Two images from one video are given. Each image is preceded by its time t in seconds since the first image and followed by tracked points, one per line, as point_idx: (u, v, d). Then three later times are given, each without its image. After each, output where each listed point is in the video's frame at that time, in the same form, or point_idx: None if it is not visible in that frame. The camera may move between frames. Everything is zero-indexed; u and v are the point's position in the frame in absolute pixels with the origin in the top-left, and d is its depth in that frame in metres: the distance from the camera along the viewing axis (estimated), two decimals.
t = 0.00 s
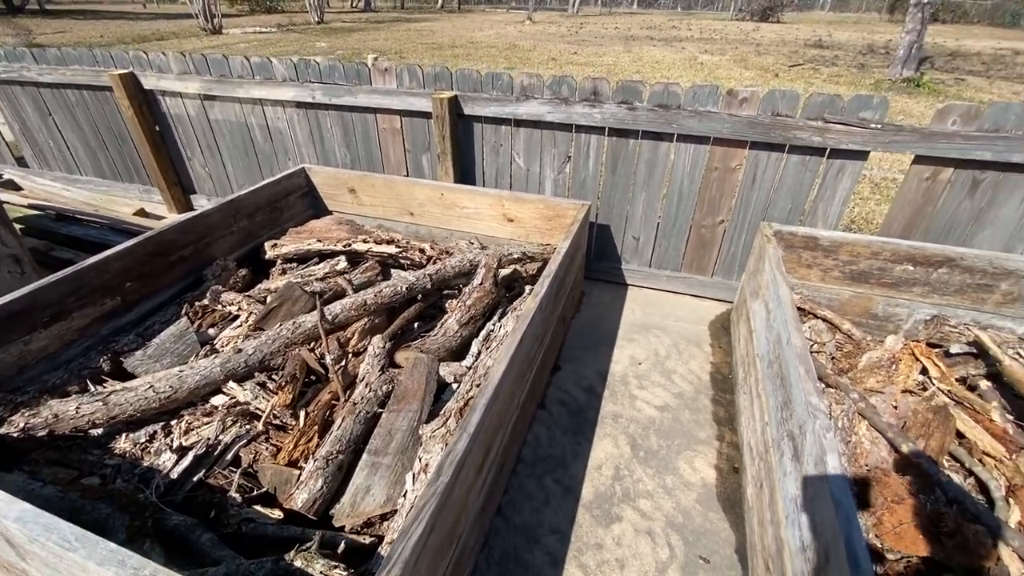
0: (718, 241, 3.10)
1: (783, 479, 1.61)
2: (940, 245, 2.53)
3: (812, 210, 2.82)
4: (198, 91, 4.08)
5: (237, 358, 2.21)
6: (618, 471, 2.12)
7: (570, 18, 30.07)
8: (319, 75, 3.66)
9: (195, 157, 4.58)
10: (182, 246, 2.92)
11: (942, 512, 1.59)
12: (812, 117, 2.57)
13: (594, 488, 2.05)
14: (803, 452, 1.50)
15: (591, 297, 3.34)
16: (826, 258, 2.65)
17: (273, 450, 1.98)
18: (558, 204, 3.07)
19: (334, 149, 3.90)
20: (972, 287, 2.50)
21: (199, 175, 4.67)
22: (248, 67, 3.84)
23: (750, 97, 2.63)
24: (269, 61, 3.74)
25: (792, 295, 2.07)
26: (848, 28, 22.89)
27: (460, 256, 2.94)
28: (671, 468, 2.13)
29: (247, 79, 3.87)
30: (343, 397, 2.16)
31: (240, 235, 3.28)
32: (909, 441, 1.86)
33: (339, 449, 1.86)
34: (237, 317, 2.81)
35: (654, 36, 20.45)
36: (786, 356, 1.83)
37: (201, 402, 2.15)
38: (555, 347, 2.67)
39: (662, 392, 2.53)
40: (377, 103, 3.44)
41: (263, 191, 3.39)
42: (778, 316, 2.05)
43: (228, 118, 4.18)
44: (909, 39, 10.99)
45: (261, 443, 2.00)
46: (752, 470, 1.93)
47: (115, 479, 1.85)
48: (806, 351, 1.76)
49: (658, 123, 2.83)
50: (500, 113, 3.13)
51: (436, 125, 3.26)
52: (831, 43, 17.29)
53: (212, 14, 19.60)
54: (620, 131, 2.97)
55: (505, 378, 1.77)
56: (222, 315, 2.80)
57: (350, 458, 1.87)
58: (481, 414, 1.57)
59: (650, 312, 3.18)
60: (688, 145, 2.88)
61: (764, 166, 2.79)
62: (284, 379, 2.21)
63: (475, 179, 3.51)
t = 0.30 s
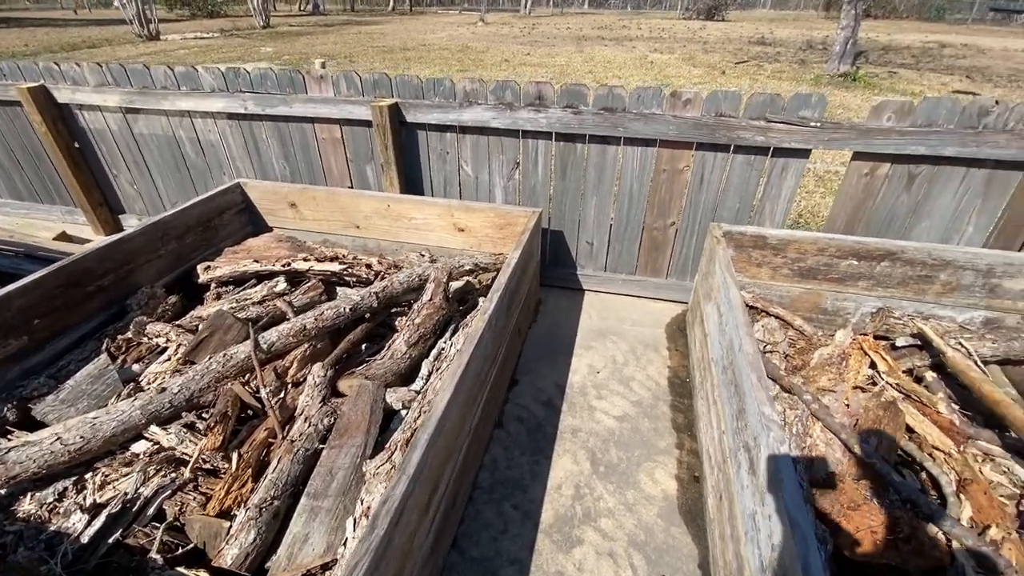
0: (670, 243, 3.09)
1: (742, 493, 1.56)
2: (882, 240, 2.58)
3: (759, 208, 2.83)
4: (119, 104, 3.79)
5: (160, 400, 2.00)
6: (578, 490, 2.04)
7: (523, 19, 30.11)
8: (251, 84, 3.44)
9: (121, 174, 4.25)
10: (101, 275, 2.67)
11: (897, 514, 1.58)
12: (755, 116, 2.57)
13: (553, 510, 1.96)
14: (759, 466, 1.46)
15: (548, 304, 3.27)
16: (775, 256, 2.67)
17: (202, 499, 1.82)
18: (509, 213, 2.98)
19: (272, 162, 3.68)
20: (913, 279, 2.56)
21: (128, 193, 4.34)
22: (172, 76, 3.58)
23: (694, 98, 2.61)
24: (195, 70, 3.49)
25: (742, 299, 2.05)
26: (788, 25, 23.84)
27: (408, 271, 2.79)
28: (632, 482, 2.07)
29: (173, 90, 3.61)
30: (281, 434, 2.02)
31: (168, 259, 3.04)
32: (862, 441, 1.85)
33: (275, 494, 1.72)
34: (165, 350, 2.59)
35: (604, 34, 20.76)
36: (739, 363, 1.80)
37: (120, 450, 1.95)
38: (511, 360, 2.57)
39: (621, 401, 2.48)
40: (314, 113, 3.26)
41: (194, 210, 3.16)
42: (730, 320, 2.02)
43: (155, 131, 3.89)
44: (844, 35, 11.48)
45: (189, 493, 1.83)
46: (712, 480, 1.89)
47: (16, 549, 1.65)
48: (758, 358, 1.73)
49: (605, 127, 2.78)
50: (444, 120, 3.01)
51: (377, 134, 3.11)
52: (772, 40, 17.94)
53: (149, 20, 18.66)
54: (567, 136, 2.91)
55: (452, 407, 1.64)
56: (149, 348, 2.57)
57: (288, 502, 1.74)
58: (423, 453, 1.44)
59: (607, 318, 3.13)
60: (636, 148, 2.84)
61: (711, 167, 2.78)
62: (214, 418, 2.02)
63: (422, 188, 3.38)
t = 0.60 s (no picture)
0: (614, 249, 3.07)
1: (685, 513, 1.51)
2: (815, 238, 2.63)
3: (698, 212, 2.84)
4: (16, 123, 3.44)
5: (57, 457, 1.81)
6: (526, 516, 1.96)
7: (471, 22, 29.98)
8: (164, 99, 3.20)
9: (26, 199, 3.88)
10: None
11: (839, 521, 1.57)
12: (687, 120, 2.57)
13: (500, 540, 1.88)
14: (698, 486, 1.41)
15: (496, 316, 3.19)
16: (715, 259, 2.69)
17: (107, 566, 1.64)
18: (449, 225, 2.86)
19: (195, 181, 3.44)
20: (846, 274, 2.63)
21: (36, 221, 3.96)
22: (76, 92, 3.28)
23: (626, 104, 2.59)
24: (101, 85, 3.21)
25: (681, 308, 2.02)
26: (728, 24, 24.72)
27: (343, 292, 2.63)
28: (581, 502, 2.01)
29: (77, 106, 3.31)
30: (200, 484, 1.85)
31: (77, 292, 2.78)
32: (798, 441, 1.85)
33: (188, 555, 1.57)
34: (71, 395, 2.35)
35: (552, 36, 20.97)
36: (678, 376, 1.76)
37: (11, 518, 1.75)
38: (456, 381, 2.46)
39: (570, 415, 2.42)
40: (235, 127, 3.06)
41: (105, 237, 2.90)
42: (670, 330, 1.99)
43: (61, 152, 3.57)
44: (777, 34, 11.96)
45: (90, 560, 1.65)
46: (658, 496, 1.85)
47: None
48: (696, 370, 1.69)
49: (540, 135, 2.72)
50: (375, 132, 2.87)
51: (305, 149, 2.94)
52: (713, 39, 18.55)
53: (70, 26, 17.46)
54: (504, 145, 2.83)
55: (380, 447, 1.51)
56: (53, 394, 2.33)
57: (204, 563, 1.59)
58: (344, 505, 1.31)
59: (556, 327, 3.07)
60: (574, 156, 2.80)
61: (649, 172, 2.77)
62: (122, 473, 1.83)
63: (358, 203, 3.23)
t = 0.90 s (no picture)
0: (557, 255, 3.04)
1: (626, 530, 1.47)
2: (749, 236, 2.69)
3: (636, 215, 2.86)
4: None
5: None
6: (471, 541, 1.87)
7: (418, 27, 29.60)
8: (66, 115, 2.93)
9: None
10: None
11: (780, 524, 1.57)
12: (619, 125, 2.58)
13: (444, 571, 1.79)
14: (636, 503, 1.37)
15: (442, 330, 3.09)
16: (655, 261, 2.71)
17: None
18: (386, 238, 2.74)
19: (107, 203, 3.17)
20: (780, 270, 2.70)
21: None
22: None
23: (558, 110, 2.57)
24: None
25: (619, 315, 2.00)
26: (669, 26, 25.53)
27: (270, 316, 2.48)
28: (528, 521, 1.94)
29: None
30: (105, 542, 1.67)
31: None
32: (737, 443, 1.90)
33: None
34: None
35: (500, 40, 21.06)
36: (616, 386, 1.73)
37: None
38: (397, 402, 2.35)
39: (517, 429, 2.36)
40: (147, 144, 2.83)
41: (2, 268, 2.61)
42: (608, 338, 1.96)
43: None
44: (713, 35, 12.35)
45: None
46: (604, 509, 1.82)
47: None
48: (632, 380, 1.66)
49: (473, 143, 2.66)
50: (301, 144, 2.73)
51: (224, 164, 2.76)
52: (656, 42, 19.10)
53: None
54: (438, 154, 2.75)
55: (300, 488, 1.39)
56: None
57: None
58: (255, 560, 1.18)
59: (503, 337, 3.01)
60: (510, 163, 2.75)
61: (585, 177, 2.76)
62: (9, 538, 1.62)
63: (288, 219, 3.07)
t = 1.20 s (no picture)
0: (509, 264, 3.01)
1: (578, 548, 1.43)
2: (695, 238, 2.75)
3: (585, 221, 2.87)
4: None
5: None
6: (425, 569, 1.80)
7: (369, 34, 29.16)
8: None
9: None
10: None
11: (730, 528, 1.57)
12: (562, 132, 2.58)
13: None
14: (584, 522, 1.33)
15: (394, 346, 3.00)
16: (604, 266, 2.73)
17: None
18: (329, 255, 2.63)
19: (28, 229, 2.86)
20: (726, 270, 2.76)
21: None
22: None
23: (501, 118, 2.55)
24: None
25: (567, 325, 1.97)
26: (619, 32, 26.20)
27: (205, 342, 2.32)
28: (484, 543, 1.89)
29: None
30: None
31: None
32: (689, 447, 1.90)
33: None
34: None
35: (453, 47, 21.06)
36: (564, 399, 1.69)
37: None
38: (345, 427, 2.24)
39: (473, 446, 2.29)
40: (65, 164, 2.57)
41: None
42: (557, 349, 1.93)
43: None
44: (659, 40, 12.65)
45: None
46: (559, 525, 1.78)
47: None
48: (579, 393, 1.63)
49: (415, 154, 2.59)
50: (233, 159, 2.59)
51: (149, 184, 2.56)
52: (606, 47, 19.55)
53: None
54: (379, 165, 2.67)
55: (226, 534, 1.28)
56: None
57: None
58: None
59: (457, 350, 2.94)
60: (455, 173, 2.70)
61: (532, 185, 2.74)
62: None
63: (224, 238, 2.91)
